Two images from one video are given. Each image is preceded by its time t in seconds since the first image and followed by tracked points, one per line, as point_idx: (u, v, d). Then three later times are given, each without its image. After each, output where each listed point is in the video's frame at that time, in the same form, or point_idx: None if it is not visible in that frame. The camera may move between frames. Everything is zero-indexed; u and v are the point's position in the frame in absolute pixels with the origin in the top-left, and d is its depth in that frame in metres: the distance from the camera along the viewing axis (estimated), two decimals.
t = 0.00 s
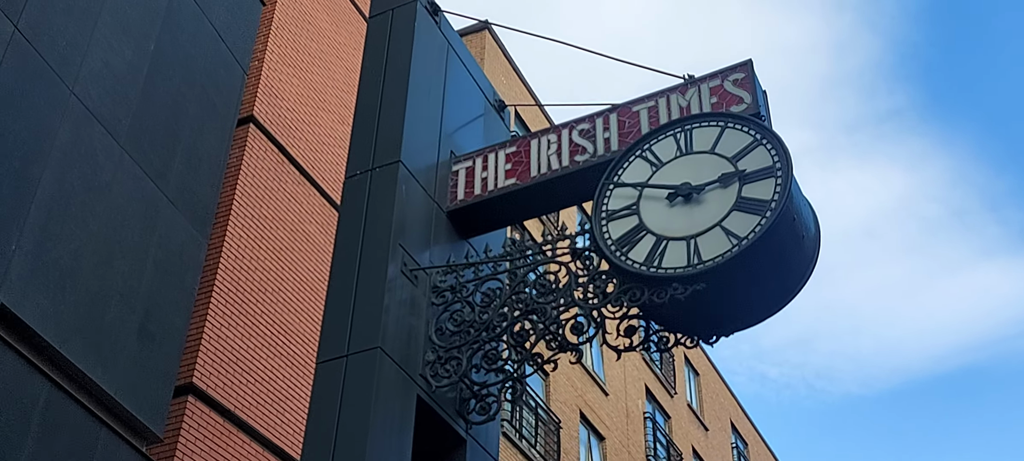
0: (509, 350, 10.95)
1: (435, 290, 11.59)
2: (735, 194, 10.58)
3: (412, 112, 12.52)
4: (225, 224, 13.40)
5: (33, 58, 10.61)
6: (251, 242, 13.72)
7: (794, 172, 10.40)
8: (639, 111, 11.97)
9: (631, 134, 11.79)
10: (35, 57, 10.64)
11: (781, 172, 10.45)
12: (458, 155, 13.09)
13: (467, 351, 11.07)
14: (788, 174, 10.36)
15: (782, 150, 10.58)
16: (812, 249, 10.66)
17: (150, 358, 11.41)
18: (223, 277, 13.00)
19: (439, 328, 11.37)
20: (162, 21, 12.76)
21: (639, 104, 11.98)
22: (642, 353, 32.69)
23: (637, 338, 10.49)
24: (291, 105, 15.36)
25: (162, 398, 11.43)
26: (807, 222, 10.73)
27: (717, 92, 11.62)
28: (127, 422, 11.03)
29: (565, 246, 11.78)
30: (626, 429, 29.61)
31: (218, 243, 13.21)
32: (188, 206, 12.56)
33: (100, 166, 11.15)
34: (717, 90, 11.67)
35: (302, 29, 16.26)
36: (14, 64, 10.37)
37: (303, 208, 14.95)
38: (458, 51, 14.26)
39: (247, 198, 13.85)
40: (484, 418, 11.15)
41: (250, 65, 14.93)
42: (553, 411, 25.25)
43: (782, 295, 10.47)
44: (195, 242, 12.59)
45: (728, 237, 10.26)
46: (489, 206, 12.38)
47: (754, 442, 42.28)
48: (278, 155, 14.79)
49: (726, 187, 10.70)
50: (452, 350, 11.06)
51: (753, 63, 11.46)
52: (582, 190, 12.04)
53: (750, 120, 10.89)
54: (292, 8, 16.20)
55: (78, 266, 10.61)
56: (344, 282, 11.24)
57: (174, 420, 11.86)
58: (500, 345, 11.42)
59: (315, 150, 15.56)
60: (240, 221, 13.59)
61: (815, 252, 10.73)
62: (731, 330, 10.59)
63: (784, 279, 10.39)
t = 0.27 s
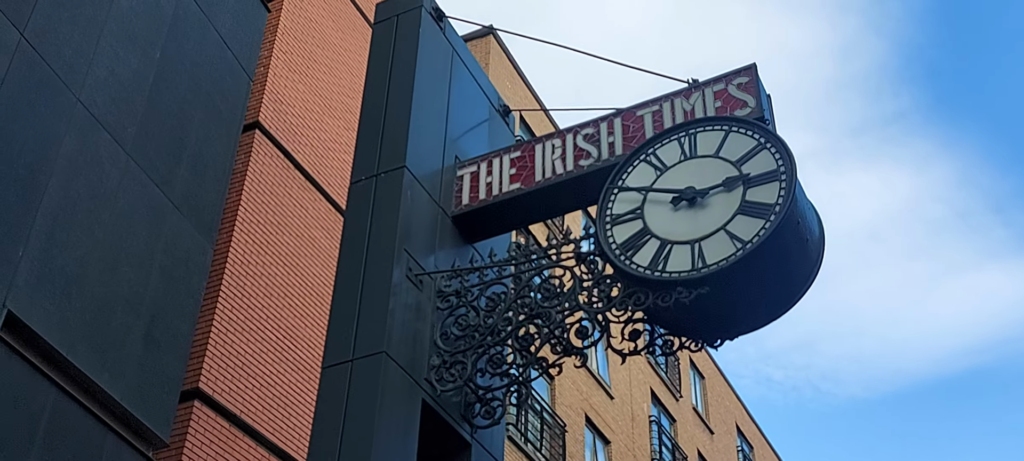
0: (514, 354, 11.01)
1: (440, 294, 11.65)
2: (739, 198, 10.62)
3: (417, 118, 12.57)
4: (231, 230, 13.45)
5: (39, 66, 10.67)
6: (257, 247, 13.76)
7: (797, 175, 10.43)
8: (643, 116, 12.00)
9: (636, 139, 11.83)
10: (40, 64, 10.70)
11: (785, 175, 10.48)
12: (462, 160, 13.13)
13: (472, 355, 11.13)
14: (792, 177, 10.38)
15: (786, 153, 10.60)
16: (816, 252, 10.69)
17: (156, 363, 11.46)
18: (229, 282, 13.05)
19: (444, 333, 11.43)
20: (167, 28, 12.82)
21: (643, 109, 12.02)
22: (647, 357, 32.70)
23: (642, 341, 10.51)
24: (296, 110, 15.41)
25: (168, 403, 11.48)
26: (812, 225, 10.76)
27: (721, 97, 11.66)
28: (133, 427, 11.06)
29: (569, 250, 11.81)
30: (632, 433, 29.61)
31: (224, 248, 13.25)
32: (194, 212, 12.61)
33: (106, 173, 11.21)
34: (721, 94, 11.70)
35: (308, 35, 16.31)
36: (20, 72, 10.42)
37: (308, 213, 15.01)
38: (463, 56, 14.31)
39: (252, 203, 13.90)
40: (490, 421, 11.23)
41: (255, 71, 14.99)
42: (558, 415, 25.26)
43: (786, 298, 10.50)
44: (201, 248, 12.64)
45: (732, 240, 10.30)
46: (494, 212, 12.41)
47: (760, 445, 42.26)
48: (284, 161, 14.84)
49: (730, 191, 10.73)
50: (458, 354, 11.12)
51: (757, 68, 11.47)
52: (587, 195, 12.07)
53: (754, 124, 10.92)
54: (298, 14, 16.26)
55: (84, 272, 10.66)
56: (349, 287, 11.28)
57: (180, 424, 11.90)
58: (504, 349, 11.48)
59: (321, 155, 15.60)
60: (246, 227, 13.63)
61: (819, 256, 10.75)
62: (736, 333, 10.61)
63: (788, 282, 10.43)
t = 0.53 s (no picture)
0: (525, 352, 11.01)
1: (450, 293, 11.66)
2: (749, 194, 10.60)
3: (426, 116, 12.56)
4: (241, 230, 13.47)
5: (48, 68, 10.69)
6: (267, 247, 13.78)
7: (807, 171, 10.41)
8: (652, 113, 11.99)
9: (645, 136, 11.82)
10: (49, 66, 10.72)
11: (794, 171, 10.46)
12: (471, 159, 13.13)
13: (482, 354, 11.13)
14: (801, 173, 10.37)
15: (795, 149, 10.58)
16: (826, 248, 10.68)
17: (167, 364, 11.48)
18: (240, 283, 13.06)
19: (454, 332, 11.44)
20: (176, 29, 12.84)
21: (652, 106, 12.00)
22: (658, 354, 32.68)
23: (653, 338, 10.49)
24: (305, 110, 15.42)
25: (179, 404, 11.51)
26: (822, 221, 10.74)
27: (730, 93, 11.64)
28: (145, 428, 11.10)
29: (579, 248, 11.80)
30: (643, 430, 29.59)
31: (234, 249, 13.27)
32: (204, 213, 12.63)
33: (116, 174, 11.24)
34: (730, 90, 11.68)
35: (317, 34, 16.33)
36: (29, 74, 10.44)
37: (319, 213, 15.02)
38: (471, 54, 14.31)
39: (262, 203, 13.91)
40: (501, 420, 11.23)
41: (264, 71, 15.01)
42: (570, 413, 25.25)
43: (796, 294, 10.48)
44: (211, 249, 12.66)
45: (742, 237, 10.28)
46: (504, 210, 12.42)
47: (772, 442, 42.20)
48: (293, 161, 14.86)
49: (740, 187, 10.72)
50: (468, 353, 11.13)
51: (765, 64, 11.47)
52: (596, 192, 12.07)
53: (763, 120, 10.90)
54: (306, 14, 16.27)
55: (94, 274, 10.68)
56: (360, 286, 11.29)
57: (192, 425, 11.92)
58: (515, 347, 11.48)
59: (330, 155, 15.62)
60: (256, 227, 13.65)
61: (829, 252, 10.73)
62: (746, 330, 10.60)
63: (798, 278, 10.41)
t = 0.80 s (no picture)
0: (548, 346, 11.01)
1: (472, 289, 11.65)
2: (768, 180, 10.56)
3: (442, 113, 12.57)
4: (263, 233, 13.50)
5: (66, 78, 10.73)
6: (289, 249, 13.81)
7: (826, 156, 10.37)
8: (668, 102, 11.96)
9: (662, 126, 11.79)
10: (67, 76, 10.76)
11: (814, 156, 10.41)
12: (489, 154, 13.13)
13: (506, 349, 11.13)
14: (820, 158, 10.32)
15: (814, 134, 10.54)
16: (848, 232, 10.63)
17: (193, 370, 11.54)
18: (263, 286, 13.11)
19: (477, 327, 11.44)
20: (192, 35, 12.87)
21: (668, 95, 11.98)
22: (683, 344, 32.61)
23: (676, 328, 10.48)
24: (322, 112, 15.45)
25: (206, 408, 11.56)
26: (842, 205, 10.69)
27: (746, 79, 11.62)
28: (173, 433, 11.16)
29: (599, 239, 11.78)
30: (670, 420, 29.54)
31: (256, 252, 13.31)
32: (225, 217, 12.67)
33: (136, 182, 11.28)
34: (746, 77, 11.66)
35: (331, 35, 16.35)
36: (47, 86, 10.49)
37: (339, 214, 15.05)
38: (486, 50, 14.31)
39: (282, 206, 13.95)
40: (527, 414, 11.30)
41: (280, 74, 15.04)
42: (596, 405, 25.23)
43: (819, 280, 10.44)
44: (233, 253, 12.70)
45: (763, 223, 10.24)
46: (523, 204, 12.41)
47: (800, 428, 42.07)
48: (312, 163, 14.89)
49: (759, 173, 10.68)
50: (492, 348, 11.13)
51: (781, 48, 11.43)
52: (615, 184, 12.04)
53: (780, 106, 10.87)
54: (320, 15, 16.29)
55: (118, 282, 10.75)
56: (382, 285, 11.31)
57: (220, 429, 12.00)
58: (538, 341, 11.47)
59: (349, 156, 15.65)
60: (277, 229, 13.69)
61: (850, 236, 10.69)
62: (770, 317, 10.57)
63: (821, 264, 10.37)
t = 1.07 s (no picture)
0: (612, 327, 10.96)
1: (533, 274, 11.61)
2: (829, 151, 10.38)
3: (498, 99, 12.52)
4: (325, 226, 13.56)
5: (129, 79, 10.82)
6: (351, 241, 13.86)
7: (888, 123, 10.16)
8: (725, 76, 11.82)
9: (719, 101, 11.65)
10: (130, 79, 10.84)
11: (875, 124, 10.21)
12: (545, 138, 13.07)
13: (570, 332, 11.10)
14: (882, 125, 10.12)
15: (874, 101, 10.33)
16: (913, 200, 10.43)
17: (263, 363, 11.61)
18: (328, 278, 13.17)
19: (540, 311, 11.40)
20: (249, 32, 12.94)
21: (724, 69, 11.83)
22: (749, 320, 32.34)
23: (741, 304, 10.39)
24: (379, 103, 15.46)
25: (277, 400, 11.63)
26: (906, 173, 10.49)
27: (804, 50, 11.43)
28: (246, 425, 11.26)
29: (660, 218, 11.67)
30: (739, 398, 29.31)
31: (320, 245, 13.37)
32: (288, 212, 12.73)
33: (201, 179, 11.35)
34: (803, 47, 11.47)
35: (384, 26, 16.35)
36: (110, 87, 10.58)
37: (399, 204, 15.07)
38: (538, 33, 14.23)
39: (343, 198, 13.99)
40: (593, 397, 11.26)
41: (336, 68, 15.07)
42: (663, 386, 25.10)
43: (885, 250, 10.27)
44: (298, 247, 12.75)
45: (825, 195, 10.08)
46: (583, 186, 12.33)
47: (872, 402, 41.57)
48: (371, 154, 14.92)
49: (820, 144, 10.50)
50: (556, 332, 11.10)
51: (838, 16, 11.23)
52: (676, 162, 11.92)
53: (839, 74, 10.67)
54: (373, 7, 16.29)
55: (187, 279, 10.83)
56: (445, 273, 11.29)
57: (292, 420, 12.10)
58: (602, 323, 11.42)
59: (406, 146, 15.66)
60: (339, 221, 13.73)
61: (916, 204, 10.49)
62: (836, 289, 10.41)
63: (886, 233, 10.20)
